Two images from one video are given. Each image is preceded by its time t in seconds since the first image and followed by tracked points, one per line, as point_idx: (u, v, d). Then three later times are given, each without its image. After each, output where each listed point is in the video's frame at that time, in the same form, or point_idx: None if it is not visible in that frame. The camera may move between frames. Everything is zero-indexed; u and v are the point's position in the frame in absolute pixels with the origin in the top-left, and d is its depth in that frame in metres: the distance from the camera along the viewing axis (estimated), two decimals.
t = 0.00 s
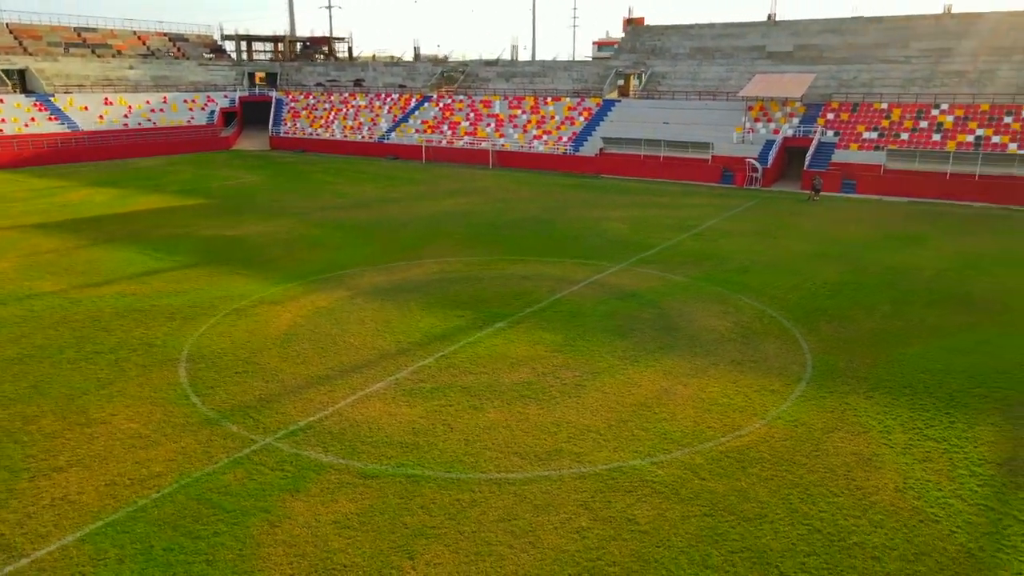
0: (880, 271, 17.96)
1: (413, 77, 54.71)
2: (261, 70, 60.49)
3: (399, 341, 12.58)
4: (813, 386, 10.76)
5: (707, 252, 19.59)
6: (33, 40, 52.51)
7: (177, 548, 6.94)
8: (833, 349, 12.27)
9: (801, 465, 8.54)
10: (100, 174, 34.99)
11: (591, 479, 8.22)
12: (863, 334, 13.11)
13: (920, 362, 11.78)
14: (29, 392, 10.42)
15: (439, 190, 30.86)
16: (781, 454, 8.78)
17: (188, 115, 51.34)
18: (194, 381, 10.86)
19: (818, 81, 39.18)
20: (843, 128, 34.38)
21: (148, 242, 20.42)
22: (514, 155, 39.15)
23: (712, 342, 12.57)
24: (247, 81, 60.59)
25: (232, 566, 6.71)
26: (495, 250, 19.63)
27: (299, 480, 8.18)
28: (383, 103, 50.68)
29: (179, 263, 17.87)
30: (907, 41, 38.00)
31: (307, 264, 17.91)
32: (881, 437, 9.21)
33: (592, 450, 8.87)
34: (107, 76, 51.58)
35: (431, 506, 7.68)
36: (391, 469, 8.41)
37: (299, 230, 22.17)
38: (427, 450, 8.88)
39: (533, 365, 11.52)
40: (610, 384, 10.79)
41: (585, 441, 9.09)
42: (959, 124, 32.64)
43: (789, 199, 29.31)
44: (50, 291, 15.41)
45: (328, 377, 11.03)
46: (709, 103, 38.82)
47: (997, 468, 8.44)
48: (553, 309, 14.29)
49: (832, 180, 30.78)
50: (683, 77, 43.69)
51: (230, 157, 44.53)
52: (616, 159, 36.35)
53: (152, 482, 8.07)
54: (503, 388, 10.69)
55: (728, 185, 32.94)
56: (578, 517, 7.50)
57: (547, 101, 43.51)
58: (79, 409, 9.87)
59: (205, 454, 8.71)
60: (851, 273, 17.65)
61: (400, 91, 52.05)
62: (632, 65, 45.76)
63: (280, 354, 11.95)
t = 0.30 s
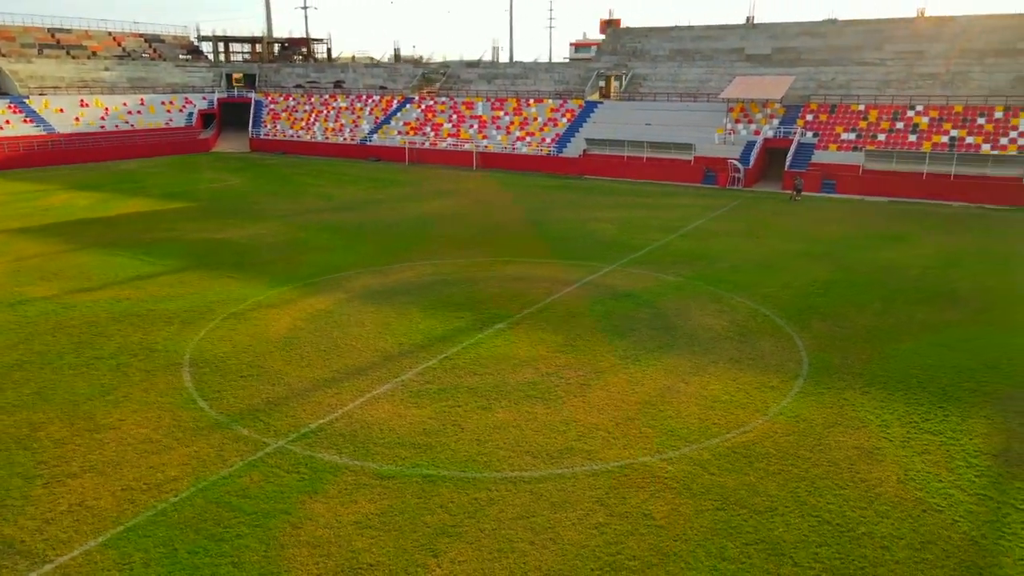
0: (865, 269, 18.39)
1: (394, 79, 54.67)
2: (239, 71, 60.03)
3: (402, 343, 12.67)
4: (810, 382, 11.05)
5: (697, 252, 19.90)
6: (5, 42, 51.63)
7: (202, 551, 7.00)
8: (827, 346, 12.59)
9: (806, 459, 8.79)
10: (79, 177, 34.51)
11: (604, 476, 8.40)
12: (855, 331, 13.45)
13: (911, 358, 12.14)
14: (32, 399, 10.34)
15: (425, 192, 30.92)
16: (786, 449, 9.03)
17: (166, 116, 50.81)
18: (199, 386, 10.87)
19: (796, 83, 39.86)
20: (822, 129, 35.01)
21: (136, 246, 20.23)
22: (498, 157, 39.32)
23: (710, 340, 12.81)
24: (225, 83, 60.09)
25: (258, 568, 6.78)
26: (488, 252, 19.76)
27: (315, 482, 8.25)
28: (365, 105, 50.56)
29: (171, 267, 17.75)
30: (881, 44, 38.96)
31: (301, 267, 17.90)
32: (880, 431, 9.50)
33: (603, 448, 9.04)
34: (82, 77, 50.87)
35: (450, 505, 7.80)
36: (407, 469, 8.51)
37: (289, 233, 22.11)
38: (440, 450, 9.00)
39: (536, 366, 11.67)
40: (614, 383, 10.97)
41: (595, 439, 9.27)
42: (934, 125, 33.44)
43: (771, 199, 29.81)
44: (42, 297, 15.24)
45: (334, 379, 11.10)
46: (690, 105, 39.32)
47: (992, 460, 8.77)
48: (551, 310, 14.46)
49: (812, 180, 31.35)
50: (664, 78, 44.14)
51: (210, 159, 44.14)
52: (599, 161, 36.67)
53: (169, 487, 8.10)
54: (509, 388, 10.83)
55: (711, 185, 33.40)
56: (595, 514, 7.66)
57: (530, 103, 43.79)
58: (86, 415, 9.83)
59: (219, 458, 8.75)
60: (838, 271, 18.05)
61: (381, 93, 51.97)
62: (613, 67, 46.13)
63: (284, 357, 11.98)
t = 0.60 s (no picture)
0: (851, 268, 18.82)
1: (375, 80, 54.59)
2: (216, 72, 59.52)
3: (404, 345, 12.75)
4: (808, 379, 11.33)
5: (687, 252, 20.21)
6: None
7: (228, 552, 7.06)
8: (821, 343, 12.92)
9: (809, 453, 9.04)
10: (58, 180, 34.02)
11: (617, 472, 8.58)
12: (847, 328, 13.80)
13: (903, 354, 12.50)
14: (38, 405, 10.28)
15: (411, 194, 30.95)
16: (790, 444, 9.27)
17: (144, 118, 50.25)
18: (206, 389, 10.88)
19: (775, 84, 40.49)
20: (802, 130, 35.59)
21: (125, 250, 20.05)
22: (482, 158, 39.46)
23: (707, 339, 13.07)
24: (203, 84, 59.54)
25: (285, 568, 6.86)
26: (480, 253, 19.90)
27: (333, 483, 8.33)
28: (346, 107, 50.41)
29: (163, 271, 17.64)
30: (858, 46, 39.55)
31: (295, 270, 17.89)
32: (878, 425, 9.79)
33: (613, 446, 9.22)
34: (56, 79, 50.12)
35: (469, 503, 7.93)
36: (422, 469, 8.62)
37: (279, 236, 22.05)
38: (454, 450, 9.11)
39: (540, 366, 11.84)
40: (617, 382, 11.16)
41: (604, 437, 9.46)
42: (910, 126, 34.15)
43: (755, 199, 30.27)
44: (35, 303, 15.08)
45: (340, 381, 11.17)
46: (672, 106, 39.79)
47: (987, 451, 9.09)
48: (549, 311, 14.63)
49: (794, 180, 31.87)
50: (646, 79, 44.53)
51: (191, 162, 43.73)
52: (583, 162, 36.95)
53: (187, 490, 8.13)
54: (515, 388, 10.97)
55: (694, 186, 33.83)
56: (611, 509, 7.84)
57: (512, 104, 44.10)
58: (95, 421, 9.80)
59: (234, 461, 8.80)
60: (825, 270, 18.44)
61: (363, 95, 51.86)
62: (595, 68, 46.49)
63: (288, 360, 12.01)
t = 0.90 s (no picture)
0: (838, 267, 19.23)
1: (356, 82, 54.48)
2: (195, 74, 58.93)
3: (407, 347, 12.84)
4: (806, 375, 11.63)
5: (677, 252, 20.49)
6: None
7: (253, 553, 7.14)
8: (816, 340, 13.23)
9: (813, 448, 9.31)
10: (38, 183, 33.52)
11: (629, 469, 8.77)
12: (839, 326, 14.15)
13: (894, 351, 12.86)
14: (44, 411, 10.24)
15: (398, 196, 30.96)
16: (794, 439, 9.53)
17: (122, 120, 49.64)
18: (213, 393, 10.90)
19: (756, 86, 41.11)
20: (783, 131, 36.15)
21: (115, 254, 19.87)
22: (467, 160, 39.56)
23: (705, 337, 13.33)
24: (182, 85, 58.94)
25: (313, 568, 6.95)
26: (474, 255, 20.02)
27: (350, 483, 8.43)
28: (328, 109, 50.26)
29: (156, 275, 17.53)
30: (836, 49, 40.66)
31: (290, 273, 17.88)
32: (877, 419, 10.10)
33: (623, 443, 9.41)
34: (31, 80, 49.30)
35: (487, 501, 8.07)
36: (438, 469, 8.75)
37: (269, 239, 21.99)
38: (467, 449, 9.24)
39: (544, 366, 11.99)
40: (621, 380, 11.36)
41: (613, 434, 9.65)
42: (888, 127, 34.83)
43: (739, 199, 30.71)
44: (29, 308, 14.93)
45: (347, 384, 11.24)
46: (654, 108, 40.23)
47: (983, 443, 9.43)
48: (548, 312, 14.80)
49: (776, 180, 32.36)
50: (628, 81, 44.89)
51: (171, 164, 43.26)
52: (568, 163, 37.20)
53: (206, 493, 8.18)
54: (521, 388, 11.12)
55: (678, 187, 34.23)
56: (627, 505, 8.02)
57: (496, 106, 44.33)
58: (105, 425, 9.80)
59: (250, 464, 8.86)
60: (813, 269, 18.84)
61: (345, 97, 51.73)
62: (577, 70, 46.85)
63: (292, 363, 12.05)
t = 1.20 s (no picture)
0: (824, 265, 19.65)
1: (338, 84, 54.35)
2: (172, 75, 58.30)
3: (410, 348, 12.93)
4: (803, 372, 11.93)
5: (667, 252, 20.79)
6: None
7: (278, 554, 7.21)
8: (810, 338, 13.56)
9: (816, 442, 9.57)
10: (17, 187, 33.00)
11: (640, 465, 8.97)
12: (831, 324, 14.49)
13: (886, 348, 13.22)
14: (51, 416, 10.19)
15: (385, 198, 30.97)
16: (797, 434, 9.79)
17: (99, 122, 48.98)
18: (220, 397, 10.92)
19: (736, 87, 41.74)
20: (764, 132, 36.72)
21: (104, 258, 19.69)
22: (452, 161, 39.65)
23: (702, 336, 13.60)
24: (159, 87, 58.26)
25: (339, 566, 7.04)
26: (467, 256, 20.15)
27: (367, 484, 8.52)
28: (310, 110, 50.09)
29: (150, 279, 17.43)
30: (815, 51, 41.07)
31: (284, 277, 17.87)
32: (875, 414, 10.40)
33: (631, 440, 9.60)
34: (5, 82, 48.47)
35: (504, 499, 8.22)
36: (453, 468, 8.87)
37: (260, 242, 21.92)
38: (479, 448, 9.38)
39: (547, 366, 12.16)
40: (625, 379, 11.57)
41: (622, 431, 9.84)
42: (866, 128, 35.52)
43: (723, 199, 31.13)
44: (23, 314, 14.79)
45: (354, 386, 11.32)
46: (637, 109, 40.67)
47: (978, 435, 9.77)
48: (546, 312, 14.98)
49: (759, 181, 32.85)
50: (610, 83, 45.33)
51: (151, 167, 42.77)
52: (553, 164, 37.41)
53: (224, 496, 8.23)
54: (527, 387, 11.28)
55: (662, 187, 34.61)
56: (642, 500, 8.21)
57: (479, 108, 44.51)
58: (115, 430, 9.78)
59: (265, 466, 8.93)
60: (801, 268, 19.22)
61: (326, 98, 51.58)
62: (560, 72, 47.14)
63: (297, 366, 12.09)
